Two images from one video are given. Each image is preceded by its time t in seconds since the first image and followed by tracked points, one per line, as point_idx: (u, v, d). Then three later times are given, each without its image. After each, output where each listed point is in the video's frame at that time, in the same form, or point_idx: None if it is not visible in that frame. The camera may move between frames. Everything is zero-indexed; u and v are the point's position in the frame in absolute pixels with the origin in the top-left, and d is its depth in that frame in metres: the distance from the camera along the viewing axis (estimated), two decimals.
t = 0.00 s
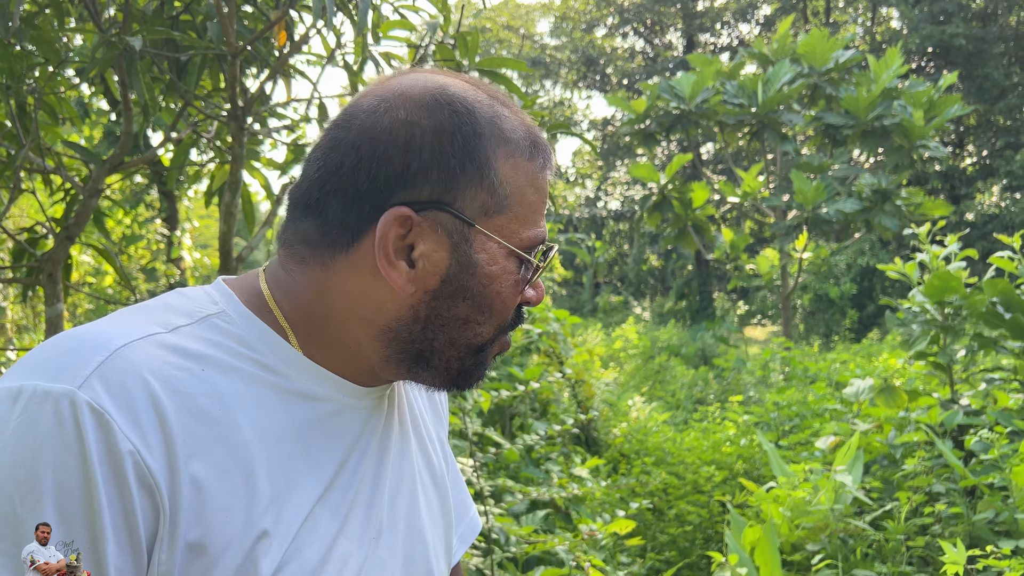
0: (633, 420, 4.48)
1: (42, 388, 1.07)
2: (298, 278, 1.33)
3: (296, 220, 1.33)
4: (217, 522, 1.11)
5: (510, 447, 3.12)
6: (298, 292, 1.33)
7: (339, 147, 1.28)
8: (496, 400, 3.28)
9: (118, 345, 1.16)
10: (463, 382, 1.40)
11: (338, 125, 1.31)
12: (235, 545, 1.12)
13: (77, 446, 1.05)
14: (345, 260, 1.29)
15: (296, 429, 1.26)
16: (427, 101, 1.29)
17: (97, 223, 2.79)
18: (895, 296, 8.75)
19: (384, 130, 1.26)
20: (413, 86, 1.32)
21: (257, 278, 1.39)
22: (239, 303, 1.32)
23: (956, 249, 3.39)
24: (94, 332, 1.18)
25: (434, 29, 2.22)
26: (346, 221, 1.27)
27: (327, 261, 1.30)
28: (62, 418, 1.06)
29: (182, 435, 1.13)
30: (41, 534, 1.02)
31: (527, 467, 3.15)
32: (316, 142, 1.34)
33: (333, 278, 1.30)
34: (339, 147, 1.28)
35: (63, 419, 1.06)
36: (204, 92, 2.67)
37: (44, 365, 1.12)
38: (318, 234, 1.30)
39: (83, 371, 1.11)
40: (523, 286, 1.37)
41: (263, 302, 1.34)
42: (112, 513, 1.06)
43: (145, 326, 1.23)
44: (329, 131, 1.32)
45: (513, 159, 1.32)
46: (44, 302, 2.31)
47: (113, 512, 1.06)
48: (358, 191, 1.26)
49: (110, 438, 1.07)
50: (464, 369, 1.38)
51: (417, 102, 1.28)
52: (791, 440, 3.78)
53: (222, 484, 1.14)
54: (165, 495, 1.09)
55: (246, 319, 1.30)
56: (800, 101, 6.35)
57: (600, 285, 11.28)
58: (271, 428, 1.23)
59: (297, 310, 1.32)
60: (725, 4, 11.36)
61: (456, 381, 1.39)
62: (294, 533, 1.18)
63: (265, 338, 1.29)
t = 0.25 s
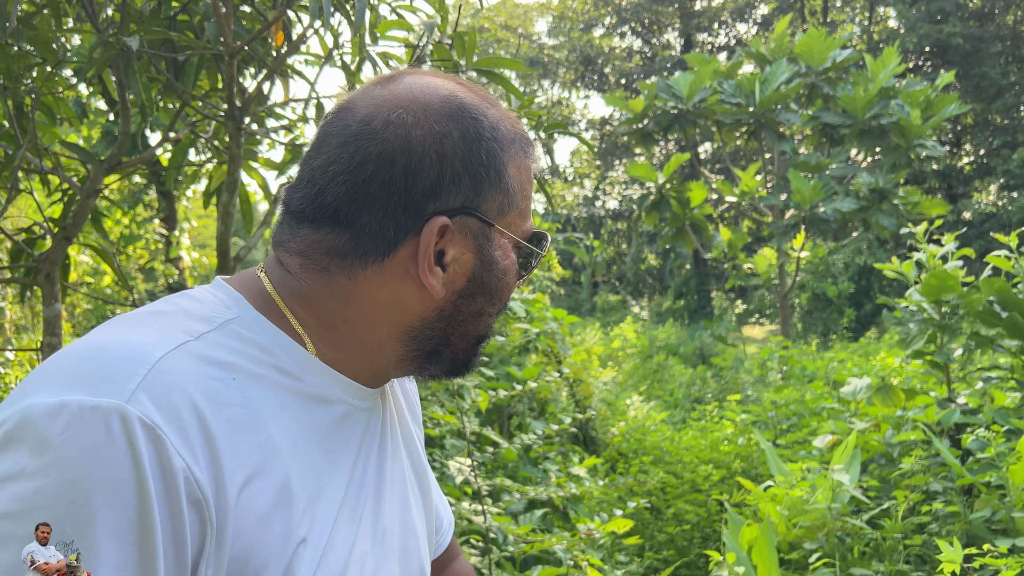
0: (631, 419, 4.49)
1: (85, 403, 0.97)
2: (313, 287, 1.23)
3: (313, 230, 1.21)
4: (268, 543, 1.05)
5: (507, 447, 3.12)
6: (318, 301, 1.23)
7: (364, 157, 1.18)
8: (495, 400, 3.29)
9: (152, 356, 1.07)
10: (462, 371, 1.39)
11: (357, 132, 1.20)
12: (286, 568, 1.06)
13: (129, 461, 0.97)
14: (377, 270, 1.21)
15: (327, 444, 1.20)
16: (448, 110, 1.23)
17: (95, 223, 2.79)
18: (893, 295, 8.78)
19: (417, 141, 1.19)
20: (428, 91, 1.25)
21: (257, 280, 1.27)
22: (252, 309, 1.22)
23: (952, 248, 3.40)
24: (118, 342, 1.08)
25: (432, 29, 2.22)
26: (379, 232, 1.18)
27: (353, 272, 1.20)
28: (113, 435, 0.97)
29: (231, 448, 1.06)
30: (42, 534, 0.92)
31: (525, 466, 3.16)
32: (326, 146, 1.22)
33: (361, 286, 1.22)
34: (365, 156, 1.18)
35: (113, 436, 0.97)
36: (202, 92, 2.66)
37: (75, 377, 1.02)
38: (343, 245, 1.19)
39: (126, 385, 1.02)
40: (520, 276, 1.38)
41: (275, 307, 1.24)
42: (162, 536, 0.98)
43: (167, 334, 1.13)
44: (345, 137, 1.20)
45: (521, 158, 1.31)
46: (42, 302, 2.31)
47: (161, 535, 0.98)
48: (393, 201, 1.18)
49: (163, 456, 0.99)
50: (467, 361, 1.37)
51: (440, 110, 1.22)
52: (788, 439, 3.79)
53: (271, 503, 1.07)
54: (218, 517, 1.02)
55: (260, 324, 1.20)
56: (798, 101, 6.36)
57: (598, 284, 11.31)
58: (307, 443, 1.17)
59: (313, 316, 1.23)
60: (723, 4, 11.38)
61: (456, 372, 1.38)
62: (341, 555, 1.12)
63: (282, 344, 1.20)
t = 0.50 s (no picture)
0: (630, 418, 4.50)
1: (106, 405, 0.89)
2: (326, 291, 1.14)
3: (327, 234, 1.12)
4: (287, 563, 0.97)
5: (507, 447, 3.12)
6: (329, 304, 1.15)
7: (379, 161, 1.09)
8: (494, 400, 3.29)
9: (173, 358, 0.98)
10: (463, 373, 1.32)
11: (370, 135, 1.11)
12: None
13: (150, 468, 0.88)
14: (392, 273, 1.13)
15: (343, 458, 1.12)
16: (460, 114, 1.15)
17: (94, 224, 2.78)
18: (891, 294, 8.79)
19: (433, 146, 1.11)
20: (437, 95, 1.17)
21: (264, 283, 1.18)
22: (265, 310, 1.13)
23: (950, 248, 3.41)
24: (135, 343, 0.99)
25: (430, 30, 2.22)
26: (395, 235, 1.10)
27: (369, 275, 1.13)
28: (134, 440, 0.88)
29: (253, 457, 0.98)
30: (42, 534, 0.83)
31: (524, 466, 3.16)
32: (336, 147, 1.12)
33: (375, 290, 1.14)
34: (379, 160, 1.09)
35: (136, 442, 0.88)
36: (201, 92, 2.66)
37: (94, 377, 0.93)
38: (360, 249, 1.11)
39: (151, 390, 0.93)
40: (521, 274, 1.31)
41: (286, 310, 1.15)
42: (179, 553, 0.90)
43: (186, 336, 1.03)
44: (358, 139, 1.11)
45: (525, 159, 1.25)
46: (41, 303, 2.30)
47: (179, 550, 0.90)
48: (410, 203, 1.10)
49: (187, 464, 0.91)
50: (470, 362, 1.30)
51: (453, 114, 1.14)
52: (786, 438, 3.80)
53: (291, 519, 0.99)
54: (238, 534, 0.94)
55: (274, 328, 1.11)
56: (796, 101, 6.36)
57: (597, 284, 11.33)
58: (326, 454, 1.09)
59: (325, 320, 1.15)
60: (722, 3, 11.39)
61: (459, 372, 1.31)
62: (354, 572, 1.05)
63: (295, 347, 1.11)
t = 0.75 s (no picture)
0: (630, 418, 4.50)
1: (147, 400, 0.90)
2: (336, 292, 1.13)
3: (336, 237, 1.10)
4: (317, 554, 1.00)
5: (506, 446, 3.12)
6: (341, 305, 1.14)
7: (387, 165, 1.08)
8: (493, 399, 3.28)
9: (205, 354, 0.99)
10: (465, 367, 1.33)
11: (377, 138, 1.09)
12: None
13: (192, 462, 0.90)
14: (403, 274, 1.12)
15: (361, 454, 1.14)
16: (464, 117, 1.14)
17: (93, 224, 2.78)
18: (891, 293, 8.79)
19: (441, 149, 1.10)
20: (441, 97, 1.15)
21: (272, 283, 1.17)
22: (280, 309, 1.13)
23: (950, 246, 3.40)
24: (164, 339, 1.00)
25: (429, 29, 2.21)
26: (407, 237, 1.10)
27: (379, 277, 1.12)
28: (176, 435, 0.90)
29: (284, 451, 1.00)
30: (42, 534, 0.83)
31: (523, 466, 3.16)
32: (342, 151, 1.10)
33: (385, 291, 1.13)
34: (388, 164, 1.08)
35: (176, 436, 0.90)
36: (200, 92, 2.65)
37: (130, 373, 0.94)
38: (371, 252, 1.10)
39: (189, 386, 0.94)
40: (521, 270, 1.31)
41: (298, 310, 1.14)
42: (218, 545, 0.92)
43: (212, 334, 1.04)
44: (364, 142, 1.09)
45: (525, 157, 1.25)
46: (40, 303, 2.30)
47: (216, 543, 0.92)
48: (420, 206, 1.09)
49: (226, 459, 0.93)
50: (473, 357, 1.31)
51: (457, 116, 1.13)
52: (786, 437, 3.79)
53: (319, 512, 1.02)
54: (271, 527, 0.96)
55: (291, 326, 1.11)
56: (795, 99, 6.36)
57: (597, 283, 11.32)
58: (347, 450, 1.11)
59: (337, 320, 1.15)
60: (721, 2, 11.39)
61: (461, 367, 1.32)
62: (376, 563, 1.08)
63: (312, 344, 1.12)
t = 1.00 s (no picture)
0: (630, 416, 4.50)
1: (161, 394, 0.88)
2: (339, 287, 1.13)
3: (336, 231, 1.10)
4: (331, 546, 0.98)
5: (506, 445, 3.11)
6: (344, 299, 1.13)
7: (385, 158, 1.07)
8: (494, 398, 3.27)
9: (214, 347, 0.97)
10: (467, 357, 1.33)
11: (373, 132, 1.08)
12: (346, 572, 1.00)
13: (209, 454, 0.88)
14: (405, 267, 1.12)
15: (368, 447, 1.13)
16: (458, 107, 1.14)
17: (93, 224, 2.78)
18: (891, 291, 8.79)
19: (437, 140, 1.09)
20: (433, 89, 1.15)
21: (274, 279, 1.16)
22: (287, 305, 1.12)
23: (950, 245, 3.40)
24: (170, 333, 0.98)
25: (429, 28, 2.21)
26: (408, 229, 1.09)
27: (381, 270, 1.11)
28: (192, 429, 0.88)
29: (296, 442, 0.99)
30: (41, 534, 0.81)
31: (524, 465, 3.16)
32: (338, 147, 1.10)
33: (388, 284, 1.13)
34: (385, 157, 1.07)
35: (192, 430, 0.88)
36: (200, 91, 2.65)
37: (142, 368, 0.92)
38: (372, 245, 1.09)
39: (202, 378, 0.92)
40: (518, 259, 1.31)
41: (302, 305, 1.13)
42: (237, 538, 0.90)
43: (219, 327, 1.02)
44: (360, 136, 1.09)
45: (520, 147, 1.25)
46: (40, 302, 2.30)
47: (235, 535, 0.90)
48: (420, 196, 1.09)
49: (242, 451, 0.91)
50: (477, 346, 1.31)
51: (451, 107, 1.13)
52: (786, 435, 3.78)
53: (331, 504, 1.01)
54: (287, 518, 0.95)
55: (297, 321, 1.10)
56: (795, 98, 6.36)
57: (597, 282, 11.31)
58: (355, 441, 1.10)
59: (342, 313, 1.14)
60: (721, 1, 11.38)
61: (465, 357, 1.31)
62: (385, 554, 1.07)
63: (320, 338, 1.11)
